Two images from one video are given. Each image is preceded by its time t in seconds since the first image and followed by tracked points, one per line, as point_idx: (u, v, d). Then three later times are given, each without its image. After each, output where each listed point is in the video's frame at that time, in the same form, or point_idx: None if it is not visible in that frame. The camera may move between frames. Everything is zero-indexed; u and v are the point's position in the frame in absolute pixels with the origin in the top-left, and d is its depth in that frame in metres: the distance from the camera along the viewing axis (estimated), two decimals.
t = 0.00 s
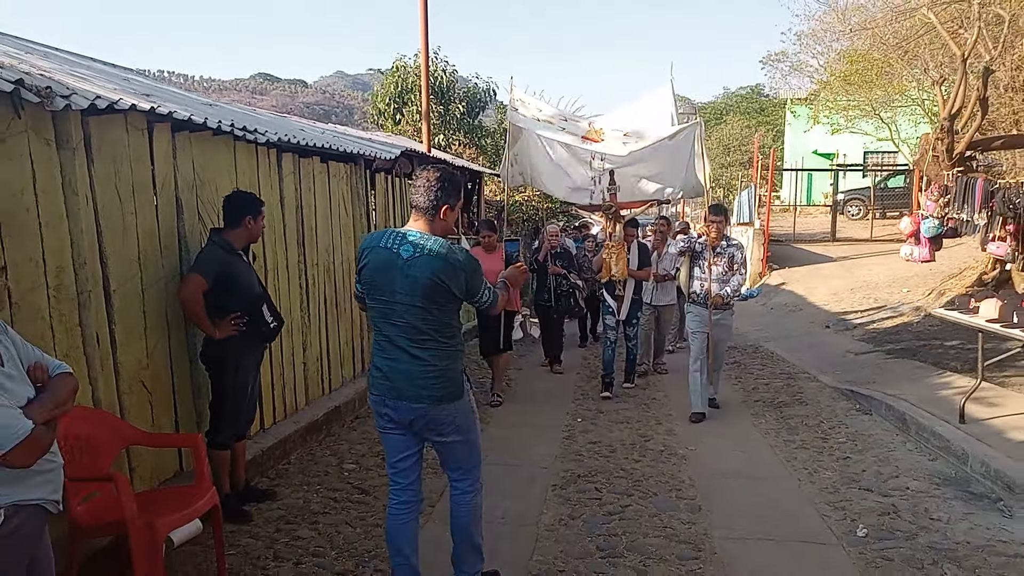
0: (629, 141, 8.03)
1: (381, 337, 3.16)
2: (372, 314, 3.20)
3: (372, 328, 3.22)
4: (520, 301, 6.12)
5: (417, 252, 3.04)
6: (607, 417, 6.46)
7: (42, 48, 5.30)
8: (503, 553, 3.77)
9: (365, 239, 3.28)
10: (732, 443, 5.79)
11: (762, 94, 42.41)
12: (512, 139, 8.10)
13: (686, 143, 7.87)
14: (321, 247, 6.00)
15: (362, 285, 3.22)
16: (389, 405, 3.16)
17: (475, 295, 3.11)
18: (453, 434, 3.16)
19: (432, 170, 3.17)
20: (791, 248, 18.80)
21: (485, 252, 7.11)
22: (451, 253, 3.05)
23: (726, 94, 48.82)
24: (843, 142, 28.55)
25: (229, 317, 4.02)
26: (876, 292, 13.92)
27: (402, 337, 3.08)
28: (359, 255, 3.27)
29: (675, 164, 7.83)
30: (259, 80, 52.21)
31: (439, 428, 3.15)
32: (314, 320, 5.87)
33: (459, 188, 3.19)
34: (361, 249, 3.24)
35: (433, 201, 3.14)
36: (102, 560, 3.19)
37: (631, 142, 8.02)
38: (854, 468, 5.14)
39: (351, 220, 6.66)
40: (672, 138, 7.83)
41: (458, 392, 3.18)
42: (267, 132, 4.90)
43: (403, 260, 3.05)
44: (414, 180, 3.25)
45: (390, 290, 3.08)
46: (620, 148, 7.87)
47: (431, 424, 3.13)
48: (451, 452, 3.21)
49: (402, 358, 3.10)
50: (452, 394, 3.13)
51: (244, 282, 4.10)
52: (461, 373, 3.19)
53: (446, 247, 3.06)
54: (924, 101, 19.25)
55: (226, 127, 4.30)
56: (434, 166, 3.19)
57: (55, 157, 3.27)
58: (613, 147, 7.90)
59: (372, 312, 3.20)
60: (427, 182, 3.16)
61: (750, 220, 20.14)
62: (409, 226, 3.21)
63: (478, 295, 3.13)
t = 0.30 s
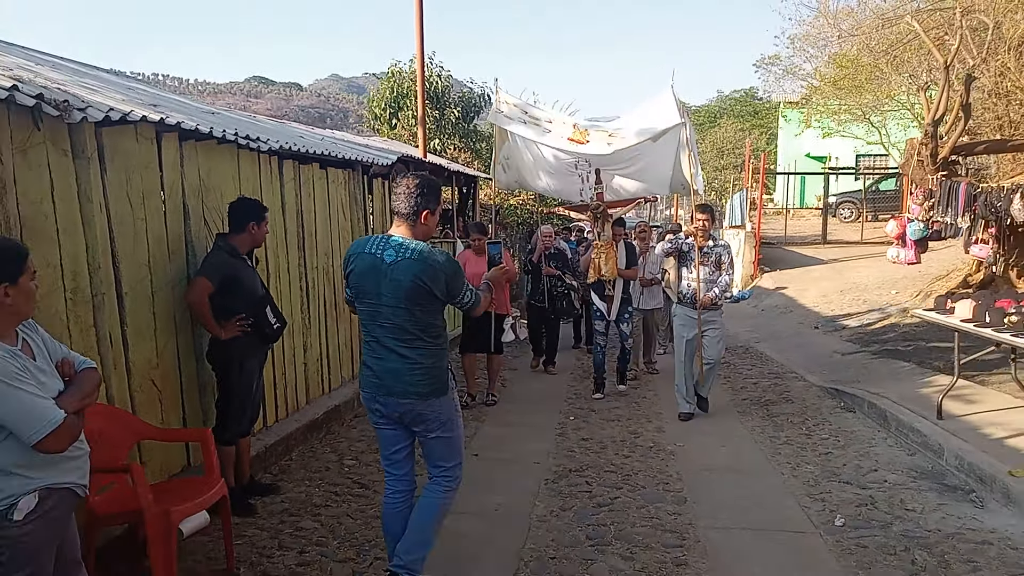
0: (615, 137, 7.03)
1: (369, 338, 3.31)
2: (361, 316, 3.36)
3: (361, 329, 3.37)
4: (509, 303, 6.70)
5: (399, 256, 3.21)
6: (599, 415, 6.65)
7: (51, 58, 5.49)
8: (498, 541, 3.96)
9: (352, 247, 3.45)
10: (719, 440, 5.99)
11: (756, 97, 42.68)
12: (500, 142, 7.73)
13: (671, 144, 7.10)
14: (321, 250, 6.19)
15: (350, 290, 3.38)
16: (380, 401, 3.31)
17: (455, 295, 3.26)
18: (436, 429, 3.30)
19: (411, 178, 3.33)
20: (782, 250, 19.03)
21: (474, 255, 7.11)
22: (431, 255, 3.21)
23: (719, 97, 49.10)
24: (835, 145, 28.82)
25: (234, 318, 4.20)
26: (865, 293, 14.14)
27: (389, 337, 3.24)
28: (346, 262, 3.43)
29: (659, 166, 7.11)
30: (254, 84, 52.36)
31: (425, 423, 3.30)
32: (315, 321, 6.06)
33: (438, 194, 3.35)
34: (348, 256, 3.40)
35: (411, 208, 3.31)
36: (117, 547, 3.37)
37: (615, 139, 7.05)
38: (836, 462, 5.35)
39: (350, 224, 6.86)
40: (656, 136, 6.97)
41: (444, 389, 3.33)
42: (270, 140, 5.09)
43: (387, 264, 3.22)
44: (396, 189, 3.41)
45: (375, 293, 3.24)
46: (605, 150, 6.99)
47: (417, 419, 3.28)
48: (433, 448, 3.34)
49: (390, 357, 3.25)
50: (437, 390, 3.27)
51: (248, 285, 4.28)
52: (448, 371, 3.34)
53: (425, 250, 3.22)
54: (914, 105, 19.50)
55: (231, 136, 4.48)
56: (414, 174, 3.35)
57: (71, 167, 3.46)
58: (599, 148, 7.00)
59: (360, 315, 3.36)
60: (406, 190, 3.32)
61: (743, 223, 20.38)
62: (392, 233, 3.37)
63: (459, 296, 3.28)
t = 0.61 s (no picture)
0: (608, 139, 7.14)
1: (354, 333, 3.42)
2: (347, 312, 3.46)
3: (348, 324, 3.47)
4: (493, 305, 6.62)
5: (382, 254, 3.30)
6: (590, 410, 6.84)
7: (57, 65, 5.68)
8: (488, 527, 4.15)
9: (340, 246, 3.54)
10: (705, 433, 6.17)
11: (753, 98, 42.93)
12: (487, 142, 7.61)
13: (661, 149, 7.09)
14: (319, 250, 6.37)
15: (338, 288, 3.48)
16: (361, 392, 3.39)
17: (438, 292, 3.34)
18: (409, 421, 3.35)
19: (396, 180, 3.41)
20: (776, 250, 19.24)
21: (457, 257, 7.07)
22: (414, 253, 3.28)
23: (716, 97, 49.37)
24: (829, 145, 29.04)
25: (235, 315, 4.38)
26: (856, 292, 14.34)
27: (373, 332, 3.33)
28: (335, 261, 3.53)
29: (650, 169, 7.07)
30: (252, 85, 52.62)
31: (400, 413, 3.35)
32: (313, 319, 6.24)
33: (422, 194, 3.41)
34: (336, 255, 3.50)
35: (396, 207, 3.36)
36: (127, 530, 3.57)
37: (608, 142, 7.16)
38: (817, 453, 5.53)
39: (347, 224, 7.04)
40: (648, 139, 7.05)
41: (423, 382, 3.40)
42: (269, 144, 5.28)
43: (371, 262, 3.31)
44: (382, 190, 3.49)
45: (360, 290, 3.33)
46: (598, 152, 7.09)
47: (393, 407, 3.33)
48: (401, 440, 3.37)
49: (373, 352, 3.35)
50: (416, 382, 3.36)
51: (248, 283, 4.46)
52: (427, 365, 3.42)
53: (408, 248, 3.30)
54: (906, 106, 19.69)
55: (232, 140, 4.66)
56: (399, 175, 3.42)
57: (82, 171, 3.65)
58: (591, 150, 7.10)
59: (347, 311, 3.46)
60: (390, 190, 3.39)
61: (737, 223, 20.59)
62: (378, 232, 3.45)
63: (442, 293, 3.35)
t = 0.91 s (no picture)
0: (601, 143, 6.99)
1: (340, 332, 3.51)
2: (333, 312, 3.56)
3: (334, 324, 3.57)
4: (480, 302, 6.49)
5: (368, 255, 3.41)
6: (583, 408, 6.99)
7: (66, 70, 5.84)
8: (483, 518, 4.30)
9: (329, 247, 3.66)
10: (696, 430, 6.33)
11: (751, 99, 43.13)
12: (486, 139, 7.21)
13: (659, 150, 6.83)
14: (320, 251, 6.53)
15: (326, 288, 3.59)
16: (344, 390, 3.48)
17: (422, 293, 3.45)
18: (386, 419, 3.43)
19: (384, 185, 3.54)
20: (772, 251, 19.42)
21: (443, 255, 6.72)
22: (400, 254, 3.40)
23: (715, 98, 49.58)
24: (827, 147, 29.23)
25: (238, 314, 4.53)
26: (850, 293, 14.50)
27: (357, 331, 3.42)
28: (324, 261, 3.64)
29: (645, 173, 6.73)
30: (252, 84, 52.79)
31: (377, 411, 3.44)
32: (314, 318, 6.40)
33: (409, 198, 3.54)
34: (325, 256, 3.62)
35: (383, 210, 3.49)
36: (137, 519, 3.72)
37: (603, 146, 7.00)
38: (803, 449, 5.70)
39: (347, 225, 7.20)
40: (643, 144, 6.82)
41: (402, 381, 3.48)
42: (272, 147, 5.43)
43: (358, 263, 3.42)
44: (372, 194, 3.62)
45: (346, 289, 3.43)
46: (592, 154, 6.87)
47: (371, 405, 3.42)
48: (375, 437, 3.45)
49: (357, 351, 3.44)
50: (396, 381, 3.44)
51: (252, 283, 4.60)
52: (409, 365, 3.50)
53: (395, 250, 3.42)
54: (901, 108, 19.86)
55: (235, 144, 4.81)
56: (387, 181, 3.55)
57: (94, 174, 3.80)
58: (584, 152, 6.89)
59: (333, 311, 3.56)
60: (378, 194, 3.51)
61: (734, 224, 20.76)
62: (366, 234, 3.57)
63: (426, 294, 3.46)
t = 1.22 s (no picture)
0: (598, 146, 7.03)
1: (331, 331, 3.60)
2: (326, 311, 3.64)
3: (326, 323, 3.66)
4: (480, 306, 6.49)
5: (359, 253, 3.49)
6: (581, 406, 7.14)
7: (80, 75, 6.01)
8: (485, 510, 4.46)
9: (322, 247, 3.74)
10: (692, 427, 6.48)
11: (751, 102, 43.34)
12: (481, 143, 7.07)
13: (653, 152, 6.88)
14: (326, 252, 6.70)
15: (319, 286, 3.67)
16: (335, 387, 3.57)
17: (412, 292, 3.51)
18: (375, 415, 3.51)
19: (377, 187, 3.64)
20: (770, 253, 19.60)
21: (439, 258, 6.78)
22: (390, 253, 3.48)
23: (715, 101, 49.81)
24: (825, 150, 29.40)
25: (249, 312, 4.69)
26: (847, 295, 14.66)
27: (348, 328, 3.51)
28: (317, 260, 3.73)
29: (637, 175, 6.86)
30: (253, 86, 53.03)
31: (367, 408, 3.52)
32: (320, 317, 6.57)
33: (401, 201, 3.65)
34: (318, 255, 3.71)
35: (376, 212, 3.59)
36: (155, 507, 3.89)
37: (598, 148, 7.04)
38: (796, 445, 5.86)
39: (352, 226, 7.37)
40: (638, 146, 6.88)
41: (392, 379, 3.56)
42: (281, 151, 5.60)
43: (349, 261, 3.50)
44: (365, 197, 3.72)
45: (338, 287, 3.51)
46: (588, 156, 6.88)
47: (360, 402, 3.50)
48: (365, 433, 3.53)
49: (346, 349, 3.52)
50: (385, 379, 3.51)
51: (262, 282, 4.76)
52: (398, 362, 3.58)
53: (385, 249, 3.50)
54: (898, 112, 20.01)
55: (246, 148, 4.97)
56: (380, 184, 3.65)
57: (113, 178, 3.97)
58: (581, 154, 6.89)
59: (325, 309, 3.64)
60: (371, 196, 3.61)
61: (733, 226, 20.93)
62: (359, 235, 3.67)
63: (415, 293, 3.53)
